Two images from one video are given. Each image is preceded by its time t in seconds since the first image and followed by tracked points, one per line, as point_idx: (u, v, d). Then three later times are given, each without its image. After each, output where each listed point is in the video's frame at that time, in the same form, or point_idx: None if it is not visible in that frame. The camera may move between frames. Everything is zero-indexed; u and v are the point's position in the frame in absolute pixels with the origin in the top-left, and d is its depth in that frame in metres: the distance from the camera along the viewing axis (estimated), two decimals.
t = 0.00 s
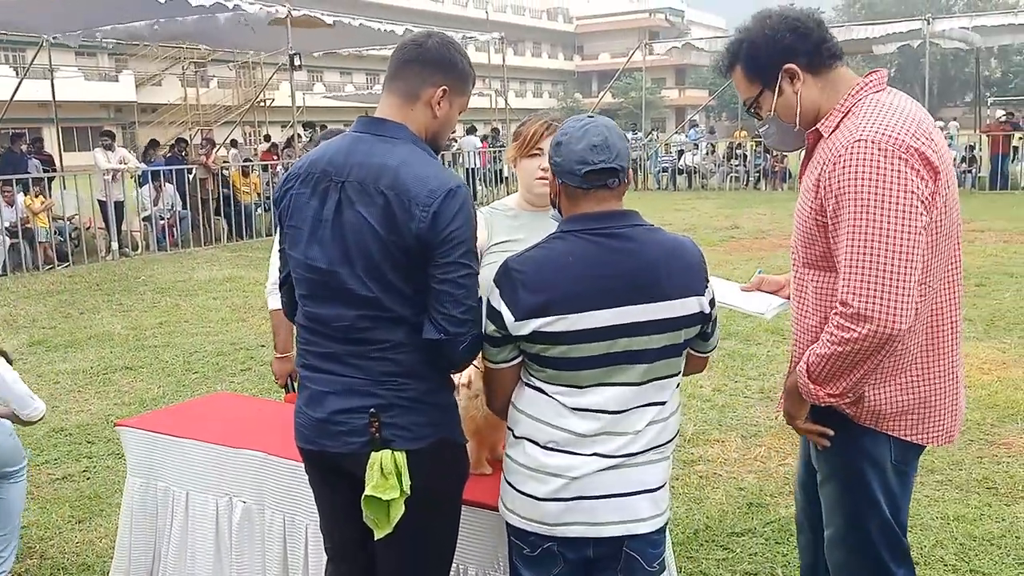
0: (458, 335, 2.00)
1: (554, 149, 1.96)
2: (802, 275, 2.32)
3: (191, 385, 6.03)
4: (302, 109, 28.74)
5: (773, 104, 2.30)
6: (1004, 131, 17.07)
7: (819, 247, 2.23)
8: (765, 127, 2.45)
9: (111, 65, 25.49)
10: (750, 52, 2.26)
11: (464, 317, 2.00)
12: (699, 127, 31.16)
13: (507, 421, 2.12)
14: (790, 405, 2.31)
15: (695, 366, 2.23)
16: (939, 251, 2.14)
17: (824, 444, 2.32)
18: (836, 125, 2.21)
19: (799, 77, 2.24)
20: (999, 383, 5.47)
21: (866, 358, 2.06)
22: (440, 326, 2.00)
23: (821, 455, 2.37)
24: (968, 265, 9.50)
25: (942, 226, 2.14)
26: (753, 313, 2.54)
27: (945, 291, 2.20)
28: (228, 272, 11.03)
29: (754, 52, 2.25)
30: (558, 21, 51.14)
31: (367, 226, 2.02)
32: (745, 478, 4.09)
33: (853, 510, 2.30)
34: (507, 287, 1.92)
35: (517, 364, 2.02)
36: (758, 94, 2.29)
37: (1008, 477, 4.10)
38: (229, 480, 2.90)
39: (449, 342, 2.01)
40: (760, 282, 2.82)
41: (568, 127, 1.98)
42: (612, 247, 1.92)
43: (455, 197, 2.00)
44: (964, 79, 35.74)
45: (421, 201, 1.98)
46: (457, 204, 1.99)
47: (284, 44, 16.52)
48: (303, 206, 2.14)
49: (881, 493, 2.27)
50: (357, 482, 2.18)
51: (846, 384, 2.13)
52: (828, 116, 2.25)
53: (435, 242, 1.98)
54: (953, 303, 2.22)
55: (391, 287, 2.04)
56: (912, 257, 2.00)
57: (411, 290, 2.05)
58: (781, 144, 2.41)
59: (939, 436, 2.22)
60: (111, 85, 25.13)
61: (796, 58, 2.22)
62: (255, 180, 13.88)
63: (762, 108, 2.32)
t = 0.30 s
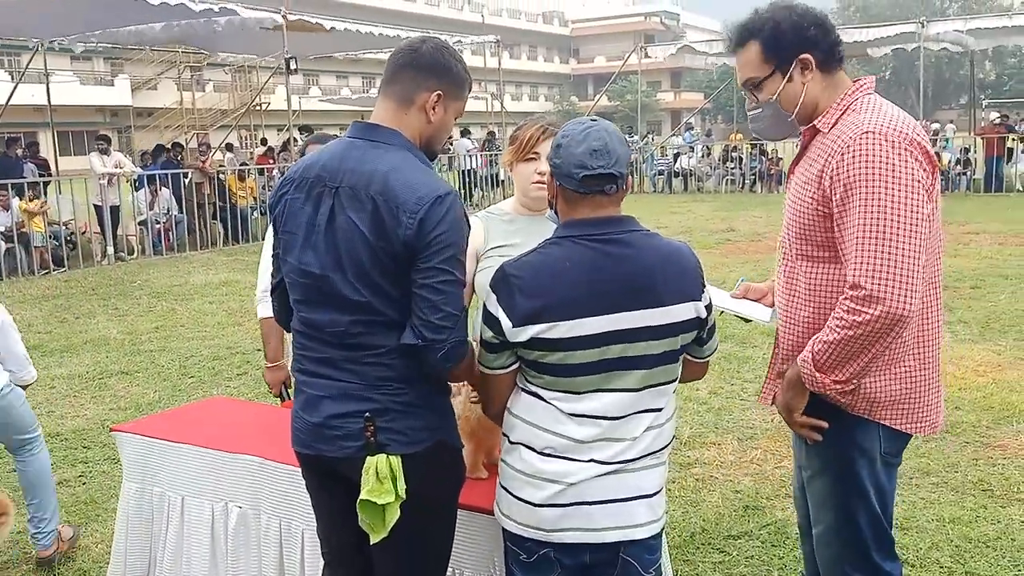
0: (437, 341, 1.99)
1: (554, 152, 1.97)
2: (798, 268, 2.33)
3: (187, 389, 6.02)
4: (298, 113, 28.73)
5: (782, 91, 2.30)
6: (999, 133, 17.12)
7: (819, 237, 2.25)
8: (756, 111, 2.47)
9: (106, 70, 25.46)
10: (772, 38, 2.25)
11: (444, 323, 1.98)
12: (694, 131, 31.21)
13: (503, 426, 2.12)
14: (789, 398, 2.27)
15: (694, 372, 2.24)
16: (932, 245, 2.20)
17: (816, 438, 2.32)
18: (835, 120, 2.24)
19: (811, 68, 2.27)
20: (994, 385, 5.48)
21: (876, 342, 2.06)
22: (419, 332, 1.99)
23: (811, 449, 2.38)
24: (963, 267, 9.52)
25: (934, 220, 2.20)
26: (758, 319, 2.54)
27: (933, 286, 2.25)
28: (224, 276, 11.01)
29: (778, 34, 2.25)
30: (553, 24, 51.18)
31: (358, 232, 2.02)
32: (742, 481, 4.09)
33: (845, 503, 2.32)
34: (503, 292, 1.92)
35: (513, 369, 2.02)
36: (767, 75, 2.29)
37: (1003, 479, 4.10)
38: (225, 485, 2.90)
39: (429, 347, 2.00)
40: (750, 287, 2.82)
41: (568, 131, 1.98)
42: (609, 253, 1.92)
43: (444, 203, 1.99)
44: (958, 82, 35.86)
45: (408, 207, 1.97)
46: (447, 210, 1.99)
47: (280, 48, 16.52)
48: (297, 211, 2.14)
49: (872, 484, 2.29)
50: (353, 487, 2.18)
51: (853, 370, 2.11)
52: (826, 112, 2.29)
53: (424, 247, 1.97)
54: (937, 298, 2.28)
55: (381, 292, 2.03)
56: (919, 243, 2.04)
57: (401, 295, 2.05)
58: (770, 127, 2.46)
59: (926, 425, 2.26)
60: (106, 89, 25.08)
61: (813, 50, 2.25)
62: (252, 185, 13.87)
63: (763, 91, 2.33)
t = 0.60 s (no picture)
0: (441, 353, 1.99)
1: (561, 156, 1.98)
2: (795, 256, 2.41)
3: (186, 393, 6.02)
4: (297, 116, 28.74)
5: (787, 86, 2.41)
6: (997, 135, 17.15)
7: (818, 223, 2.34)
8: (753, 110, 2.53)
9: (105, 73, 25.46)
10: (786, 36, 2.37)
11: (447, 337, 1.98)
12: (693, 133, 31.23)
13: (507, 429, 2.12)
14: (800, 380, 2.33)
15: (708, 381, 2.23)
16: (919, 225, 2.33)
17: (823, 425, 2.38)
18: (825, 114, 2.37)
19: (814, 67, 2.41)
20: (993, 387, 5.49)
21: (884, 312, 2.15)
22: (423, 343, 1.98)
23: (817, 439, 2.44)
24: (962, 268, 9.54)
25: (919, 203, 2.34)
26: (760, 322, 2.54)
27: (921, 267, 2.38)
28: (223, 279, 11.01)
29: (792, 34, 2.37)
30: (552, 27, 51.22)
31: (361, 240, 2.03)
32: (741, 483, 4.09)
33: (851, 489, 2.37)
34: (509, 296, 1.93)
35: (518, 373, 2.02)
36: (778, 68, 2.40)
37: (1002, 480, 4.11)
38: (225, 488, 2.90)
39: (431, 360, 1.99)
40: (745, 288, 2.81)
41: (575, 136, 1.99)
42: (616, 258, 1.92)
43: (449, 215, 1.99)
44: (957, 84, 35.92)
45: (412, 219, 1.97)
46: (451, 223, 1.98)
47: (279, 52, 16.54)
48: (300, 216, 2.16)
49: (877, 469, 2.35)
50: (356, 489, 2.18)
51: (863, 344, 2.20)
52: (815, 110, 2.41)
53: (428, 259, 1.97)
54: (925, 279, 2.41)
55: (384, 302, 2.04)
56: (916, 217, 2.17)
57: (403, 302, 2.04)
58: (766, 125, 2.54)
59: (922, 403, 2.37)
60: (105, 92, 25.08)
61: (818, 53, 2.40)
62: (251, 188, 13.89)
63: (769, 84, 2.42)
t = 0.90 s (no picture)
0: (454, 371, 1.99)
1: (574, 157, 1.97)
2: (806, 247, 2.42)
3: (187, 394, 6.02)
4: (297, 117, 28.75)
5: (790, 84, 2.44)
6: (997, 135, 17.14)
7: (831, 211, 2.36)
8: (755, 110, 2.54)
9: (105, 75, 25.46)
10: (788, 37, 2.41)
11: (461, 356, 1.99)
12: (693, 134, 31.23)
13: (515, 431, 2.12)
14: (824, 363, 2.31)
15: (736, 392, 2.18)
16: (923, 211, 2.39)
17: (839, 411, 2.38)
18: (826, 110, 2.40)
19: (814, 67, 2.45)
20: (993, 387, 5.49)
21: (913, 289, 2.16)
22: (437, 361, 1.99)
23: (830, 427, 2.42)
24: (962, 268, 9.54)
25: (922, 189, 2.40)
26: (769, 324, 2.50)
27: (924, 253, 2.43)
28: (224, 281, 11.02)
29: (794, 34, 2.41)
30: (552, 28, 51.20)
31: (372, 249, 2.02)
32: (742, 483, 4.09)
33: (866, 473, 2.37)
34: (517, 297, 1.93)
35: (524, 375, 2.03)
36: (781, 67, 2.43)
37: (1002, 481, 4.11)
38: (225, 490, 2.90)
39: (445, 377, 2.00)
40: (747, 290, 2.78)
41: (589, 137, 1.98)
42: (625, 262, 1.91)
43: (464, 235, 1.97)
44: (957, 84, 35.91)
45: (427, 237, 1.96)
46: (466, 242, 1.97)
47: (279, 53, 16.56)
48: (314, 218, 2.16)
49: (891, 452, 2.36)
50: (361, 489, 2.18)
51: (892, 321, 2.20)
52: (812, 107, 2.45)
53: (441, 278, 1.96)
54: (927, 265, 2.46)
55: (393, 311, 2.04)
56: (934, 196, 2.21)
57: (412, 312, 2.04)
58: (766, 124, 2.55)
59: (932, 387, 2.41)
60: (105, 95, 25.09)
61: (817, 53, 2.44)
62: (251, 189, 13.89)
63: (775, 83, 2.45)
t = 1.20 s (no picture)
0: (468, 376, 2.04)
1: (586, 159, 1.98)
2: (820, 245, 2.41)
3: (187, 396, 6.02)
4: (297, 119, 28.74)
5: (799, 82, 2.44)
6: (997, 134, 17.11)
7: (843, 207, 2.36)
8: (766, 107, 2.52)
9: (105, 77, 25.44)
10: (794, 32, 2.41)
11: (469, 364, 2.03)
12: (693, 134, 31.23)
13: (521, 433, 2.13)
14: (839, 359, 2.30)
15: (741, 404, 2.15)
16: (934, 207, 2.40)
17: (852, 408, 2.36)
18: (835, 106, 2.41)
19: (824, 66, 2.45)
20: (992, 387, 5.48)
21: (930, 283, 2.17)
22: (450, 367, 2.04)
23: (841, 425, 2.41)
24: (962, 268, 9.53)
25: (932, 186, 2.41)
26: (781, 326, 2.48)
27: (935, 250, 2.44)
28: (224, 282, 11.03)
29: (805, 32, 2.41)
30: (553, 29, 51.17)
31: (381, 258, 2.02)
32: (742, 484, 4.10)
33: (877, 471, 2.37)
34: (519, 297, 1.94)
35: (524, 374, 2.05)
36: (790, 66, 2.43)
37: (1002, 480, 4.11)
38: (226, 492, 2.90)
39: (461, 383, 2.05)
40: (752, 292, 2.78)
41: (601, 138, 1.99)
42: (629, 265, 1.90)
43: (473, 246, 1.98)
44: (958, 83, 35.85)
45: (438, 248, 1.96)
46: (475, 253, 1.97)
47: (279, 54, 16.55)
48: (320, 221, 2.15)
49: (901, 450, 2.36)
50: (366, 493, 2.19)
51: (908, 317, 2.20)
52: (821, 104, 2.45)
53: (452, 288, 1.98)
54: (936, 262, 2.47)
55: (402, 317, 2.05)
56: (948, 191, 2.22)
57: (419, 320, 2.05)
58: (776, 123, 2.55)
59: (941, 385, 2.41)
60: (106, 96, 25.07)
61: (827, 51, 2.45)
62: (252, 191, 13.84)
63: (782, 82, 2.45)
